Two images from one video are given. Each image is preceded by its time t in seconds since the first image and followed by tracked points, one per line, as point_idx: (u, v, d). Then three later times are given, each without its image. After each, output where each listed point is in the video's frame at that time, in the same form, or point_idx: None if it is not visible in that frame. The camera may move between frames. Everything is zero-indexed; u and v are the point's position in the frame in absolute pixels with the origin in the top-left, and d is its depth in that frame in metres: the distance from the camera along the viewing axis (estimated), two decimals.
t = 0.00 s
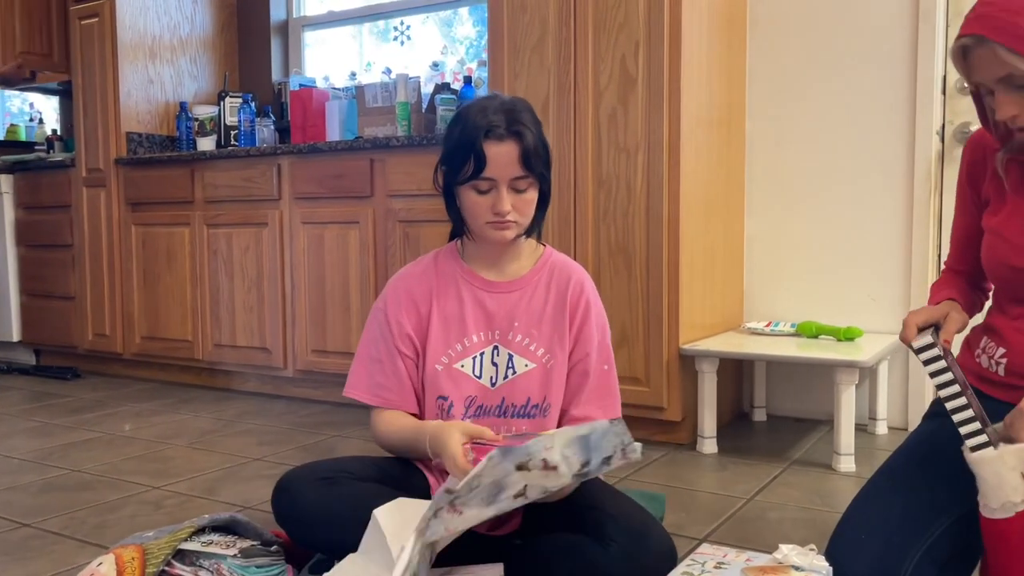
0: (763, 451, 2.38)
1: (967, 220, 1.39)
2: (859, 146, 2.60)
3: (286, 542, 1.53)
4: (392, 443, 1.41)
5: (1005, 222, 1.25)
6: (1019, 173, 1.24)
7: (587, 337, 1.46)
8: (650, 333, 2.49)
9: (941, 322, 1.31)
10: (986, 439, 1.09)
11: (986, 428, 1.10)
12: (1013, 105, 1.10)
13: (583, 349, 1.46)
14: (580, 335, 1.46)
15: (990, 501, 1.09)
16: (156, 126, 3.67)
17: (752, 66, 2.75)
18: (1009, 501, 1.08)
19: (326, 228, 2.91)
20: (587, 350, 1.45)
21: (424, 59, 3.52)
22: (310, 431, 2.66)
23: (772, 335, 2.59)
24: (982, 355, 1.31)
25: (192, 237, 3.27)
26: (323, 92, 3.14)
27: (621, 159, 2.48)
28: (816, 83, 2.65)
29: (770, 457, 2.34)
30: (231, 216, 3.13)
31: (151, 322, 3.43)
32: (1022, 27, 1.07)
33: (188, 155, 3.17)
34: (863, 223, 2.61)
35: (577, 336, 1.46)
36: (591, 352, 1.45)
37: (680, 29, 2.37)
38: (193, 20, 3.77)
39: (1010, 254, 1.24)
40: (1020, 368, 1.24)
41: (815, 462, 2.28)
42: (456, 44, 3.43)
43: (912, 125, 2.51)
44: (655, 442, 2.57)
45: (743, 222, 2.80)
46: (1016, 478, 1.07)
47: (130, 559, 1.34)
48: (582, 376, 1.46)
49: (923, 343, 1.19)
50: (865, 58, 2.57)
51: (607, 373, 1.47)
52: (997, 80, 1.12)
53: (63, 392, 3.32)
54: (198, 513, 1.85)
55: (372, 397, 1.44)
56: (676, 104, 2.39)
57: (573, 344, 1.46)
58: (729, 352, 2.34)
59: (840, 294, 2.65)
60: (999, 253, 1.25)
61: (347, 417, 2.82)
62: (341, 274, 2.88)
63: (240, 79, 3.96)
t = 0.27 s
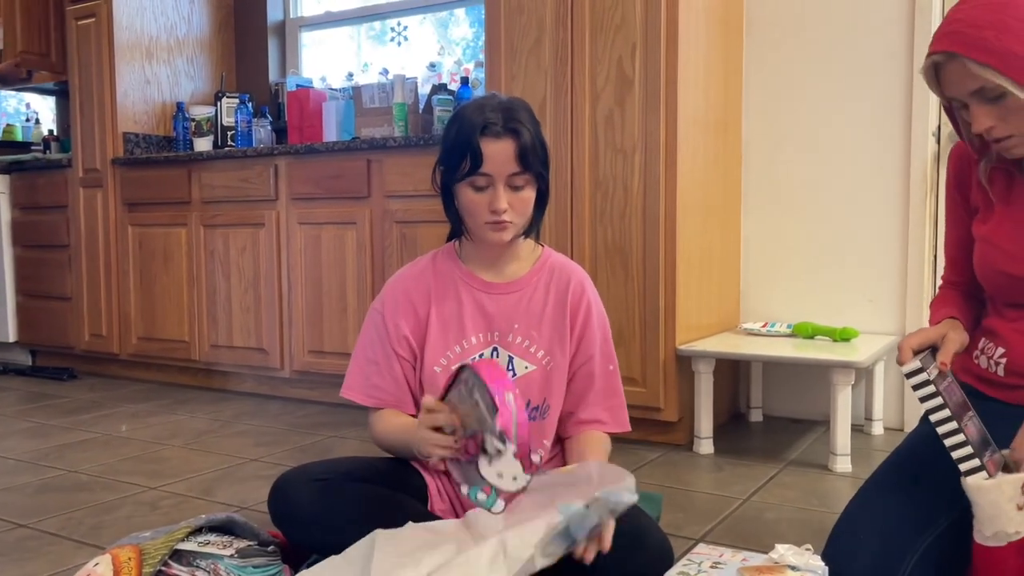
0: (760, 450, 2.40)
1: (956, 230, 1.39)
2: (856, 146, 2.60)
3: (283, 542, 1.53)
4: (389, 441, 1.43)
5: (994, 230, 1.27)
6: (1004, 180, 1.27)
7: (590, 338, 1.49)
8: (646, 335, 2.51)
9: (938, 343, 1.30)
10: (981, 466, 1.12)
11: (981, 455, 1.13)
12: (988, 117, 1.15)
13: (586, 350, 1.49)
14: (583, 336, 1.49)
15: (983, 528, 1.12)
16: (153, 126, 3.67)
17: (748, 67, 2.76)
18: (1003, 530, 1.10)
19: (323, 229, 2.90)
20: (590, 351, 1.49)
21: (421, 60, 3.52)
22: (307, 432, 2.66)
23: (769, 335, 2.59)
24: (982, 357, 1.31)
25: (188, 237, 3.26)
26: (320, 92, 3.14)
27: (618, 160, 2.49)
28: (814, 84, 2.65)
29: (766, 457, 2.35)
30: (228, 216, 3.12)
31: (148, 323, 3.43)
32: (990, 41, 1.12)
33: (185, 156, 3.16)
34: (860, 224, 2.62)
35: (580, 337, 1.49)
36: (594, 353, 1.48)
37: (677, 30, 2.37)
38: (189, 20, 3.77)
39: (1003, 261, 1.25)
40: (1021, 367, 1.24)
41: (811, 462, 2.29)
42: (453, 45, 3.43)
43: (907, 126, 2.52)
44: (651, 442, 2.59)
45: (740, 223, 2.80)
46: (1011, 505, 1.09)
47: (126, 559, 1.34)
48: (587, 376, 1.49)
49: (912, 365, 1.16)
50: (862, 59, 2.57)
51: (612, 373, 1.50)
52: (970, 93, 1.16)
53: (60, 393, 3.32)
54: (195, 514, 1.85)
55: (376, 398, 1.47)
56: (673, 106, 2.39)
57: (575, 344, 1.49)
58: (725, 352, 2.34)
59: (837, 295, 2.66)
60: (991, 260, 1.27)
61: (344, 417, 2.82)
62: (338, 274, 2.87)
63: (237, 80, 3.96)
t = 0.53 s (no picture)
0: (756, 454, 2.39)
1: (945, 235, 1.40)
2: (855, 148, 2.60)
3: (279, 544, 1.53)
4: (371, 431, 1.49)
5: (984, 234, 1.27)
6: (992, 184, 1.28)
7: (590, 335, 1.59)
8: (643, 337, 2.52)
9: (939, 360, 1.29)
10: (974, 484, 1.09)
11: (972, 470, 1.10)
12: (977, 116, 1.15)
13: (587, 347, 1.59)
14: (581, 334, 1.60)
15: (977, 546, 1.10)
16: (150, 127, 3.66)
17: (747, 68, 2.76)
18: (997, 547, 1.08)
19: (320, 230, 2.90)
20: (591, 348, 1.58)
21: (418, 62, 3.53)
22: (304, 433, 2.66)
23: (766, 337, 2.59)
24: (976, 360, 1.31)
25: (185, 238, 3.25)
26: (318, 94, 3.13)
27: (615, 161, 2.49)
28: (813, 85, 2.65)
29: (763, 459, 2.35)
30: (225, 217, 3.12)
31: (145, 324, 3.42)
32: (977, 40, 1.12)
33: (182, 157, 3.15)
34: (859, 226, 2.62)
35: (580, 336, 1.59)
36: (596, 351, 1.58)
37: (674, 31, 2.37)
38: (187, 21, 3.77)
39: (994, 263, 1.25)
40: (1015, 369, 1.25)
41: (808, 464, 2.29)
42: (451, 47, 3.44)
43: (904, 127, 2.52)
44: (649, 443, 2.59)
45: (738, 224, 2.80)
46: (1003, 523, 1.07)
47: (123, 561, 1.34)
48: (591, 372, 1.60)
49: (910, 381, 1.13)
50: (861, 61, 2.57)
51: (616, 369, 1.62)
52: (958, 93, 1.16)
53: (57, 394, 3.31)
54: (191, 515, 1.84)
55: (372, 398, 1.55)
56: (671, 108, 2.40)
57: (574, 342, 1.60)
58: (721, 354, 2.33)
59: (835, 296, 2.66)
60: (985, 265, 1.26)
61: (341, 418, 2.82)
62: (335, 275, 2.87)
63: (234, 81, 3.96)
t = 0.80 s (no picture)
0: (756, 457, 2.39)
1: (943, 234, 1.40)
2: (854, 149, 2.60)
3: (279, 546, 1.53)
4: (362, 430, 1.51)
5: (980, 232, 1.27)
6: (989, 183, 1.29)
7: (587, 337, 1.64)
8: (643, 339, 2.52)
9: (982, 371, 1.22)
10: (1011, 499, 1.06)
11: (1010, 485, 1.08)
12: (982, 111, 1.14)
13: (585, 349, 1.64)
14: (578, 336, 1.64)
15: (1001, 562, 1.07)
16: (150, 129, 3.66)
17: (747, 70, 2.76)
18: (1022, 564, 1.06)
19: (320, 232, 2.90)
20: (588, 350, 1.63)
21: (418, 63, 3.53)
22: (304, 435, 2.66)
23: (766, 339, 2.59)
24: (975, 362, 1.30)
25: (185, 240, 3.25)
26: (318, 96, 3.13)
27: (615, 163, 2.49)
28: (813, 86, 2.65)
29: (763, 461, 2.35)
30: (225, 219, 3.11)
31: (145, 326, 3.42)
32: (987, 33, 1.12)
33: (182, 159, 3.16)
34: (858, 228, 2.62)
35: (576, 337, 1.63)
36: (594, 353, 1.62)
37: (674, 33, 2.37)
38: (187, 23, 3.77)
39: (989, 262, 1.25)
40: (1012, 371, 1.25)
41: (808, 466, 2.29)
42: (451, 48, 3.44)
43: (904, 129, 2.52)
44: (649, 446, 2.59)
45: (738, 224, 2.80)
46: None
47: (122, 563, 1.34)
48: (589, 372, 1.64)
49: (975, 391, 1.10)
50: (860, 62, 2.58)
51: (614, 371, 1.66)
52: (965, 87, 1.15)
53: (57, 396, 3.31)
54: (191, 517, 1.85)
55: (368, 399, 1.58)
56: (670, 110, 2.40)
57: (570, 344, 1.64)
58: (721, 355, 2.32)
59: (834, 297, 2.66)
60: (981, 264, 1.26)
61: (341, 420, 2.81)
62: (335, 277, 2.87)
63: (234, 83, 3.96)
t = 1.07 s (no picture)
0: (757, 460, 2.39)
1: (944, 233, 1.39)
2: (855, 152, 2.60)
3: (279, 551, 1.53)
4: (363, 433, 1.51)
5: (983, 231, 1.26)
6: (994, 181, 1.28)
7: (587, 340, 1.65)
8: (644, 343, 2.52)
9: (956, 367, 1.25)
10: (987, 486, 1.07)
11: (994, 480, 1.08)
12: (1003, 103, 1.11)
13: (585, 352, 1.64)
14: (578, 338, 1.65)
15: (995, 558, 1.06)
16: (151, 131, 3.66)
17: (748, 72, 2.76)
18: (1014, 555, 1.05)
19: (321, 235, 2.89)
20: (589, 353, 1.64)
21: (419, 66, 3.53)
22: (304, 438, 2.66)
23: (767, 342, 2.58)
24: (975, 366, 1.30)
25: (186, 243, 3.25)
26: (319, 98, 3.13)
27: (616, 166, 2.49)
28: (814, 88, 2.65)
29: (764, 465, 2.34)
30: (225, 222, 3.11)
31: (145, 329, 3.42)
32: (1021, 21, 1.08)
33: (183, 161, 3.15)
34: (858, 230, 2.61)
35: (576, 340, 1.64)
36: (594, 356, 1.63)
37: (675, 36, 2.37)
38: (187, 25, 3.77)
39: (992, 261, 1.24)
40: (1011, 375, 1.24)
41: (809, 469, 2.29)
42: (453, 51, 3.44)
43: (905, 133, 2.52)
44: (649, 449, 2.59)
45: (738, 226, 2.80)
46: (1020, 532, 1.05)
47: (121, 568, 1.34)
48: (590, 375, 1.65)
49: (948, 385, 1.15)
50: (861, 64, 2.57)
51: (615, 373, 1.67)
52: (990, 77, 1.12)
53: (57, 399, 3.31)
54: (190, 521, 1.84)
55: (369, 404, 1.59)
56: (671, 113, 2.39)
57: (570, 346, 1.65)
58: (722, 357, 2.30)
59: (835, 300, 2.66)
60: (983, 263, 1.25)
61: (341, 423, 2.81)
62: (335, 280, 2.86)
63: (235, 85, 3.96)
